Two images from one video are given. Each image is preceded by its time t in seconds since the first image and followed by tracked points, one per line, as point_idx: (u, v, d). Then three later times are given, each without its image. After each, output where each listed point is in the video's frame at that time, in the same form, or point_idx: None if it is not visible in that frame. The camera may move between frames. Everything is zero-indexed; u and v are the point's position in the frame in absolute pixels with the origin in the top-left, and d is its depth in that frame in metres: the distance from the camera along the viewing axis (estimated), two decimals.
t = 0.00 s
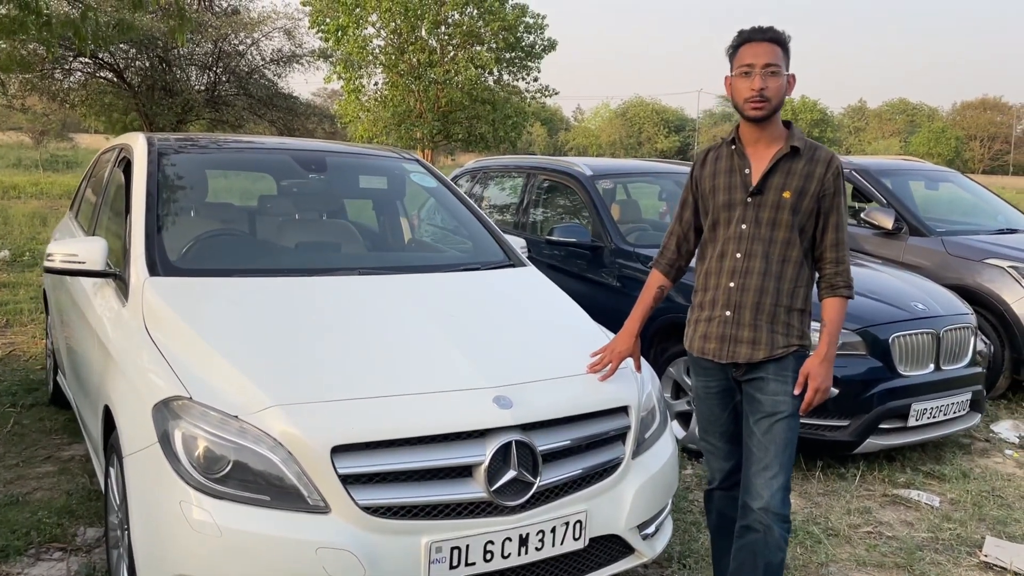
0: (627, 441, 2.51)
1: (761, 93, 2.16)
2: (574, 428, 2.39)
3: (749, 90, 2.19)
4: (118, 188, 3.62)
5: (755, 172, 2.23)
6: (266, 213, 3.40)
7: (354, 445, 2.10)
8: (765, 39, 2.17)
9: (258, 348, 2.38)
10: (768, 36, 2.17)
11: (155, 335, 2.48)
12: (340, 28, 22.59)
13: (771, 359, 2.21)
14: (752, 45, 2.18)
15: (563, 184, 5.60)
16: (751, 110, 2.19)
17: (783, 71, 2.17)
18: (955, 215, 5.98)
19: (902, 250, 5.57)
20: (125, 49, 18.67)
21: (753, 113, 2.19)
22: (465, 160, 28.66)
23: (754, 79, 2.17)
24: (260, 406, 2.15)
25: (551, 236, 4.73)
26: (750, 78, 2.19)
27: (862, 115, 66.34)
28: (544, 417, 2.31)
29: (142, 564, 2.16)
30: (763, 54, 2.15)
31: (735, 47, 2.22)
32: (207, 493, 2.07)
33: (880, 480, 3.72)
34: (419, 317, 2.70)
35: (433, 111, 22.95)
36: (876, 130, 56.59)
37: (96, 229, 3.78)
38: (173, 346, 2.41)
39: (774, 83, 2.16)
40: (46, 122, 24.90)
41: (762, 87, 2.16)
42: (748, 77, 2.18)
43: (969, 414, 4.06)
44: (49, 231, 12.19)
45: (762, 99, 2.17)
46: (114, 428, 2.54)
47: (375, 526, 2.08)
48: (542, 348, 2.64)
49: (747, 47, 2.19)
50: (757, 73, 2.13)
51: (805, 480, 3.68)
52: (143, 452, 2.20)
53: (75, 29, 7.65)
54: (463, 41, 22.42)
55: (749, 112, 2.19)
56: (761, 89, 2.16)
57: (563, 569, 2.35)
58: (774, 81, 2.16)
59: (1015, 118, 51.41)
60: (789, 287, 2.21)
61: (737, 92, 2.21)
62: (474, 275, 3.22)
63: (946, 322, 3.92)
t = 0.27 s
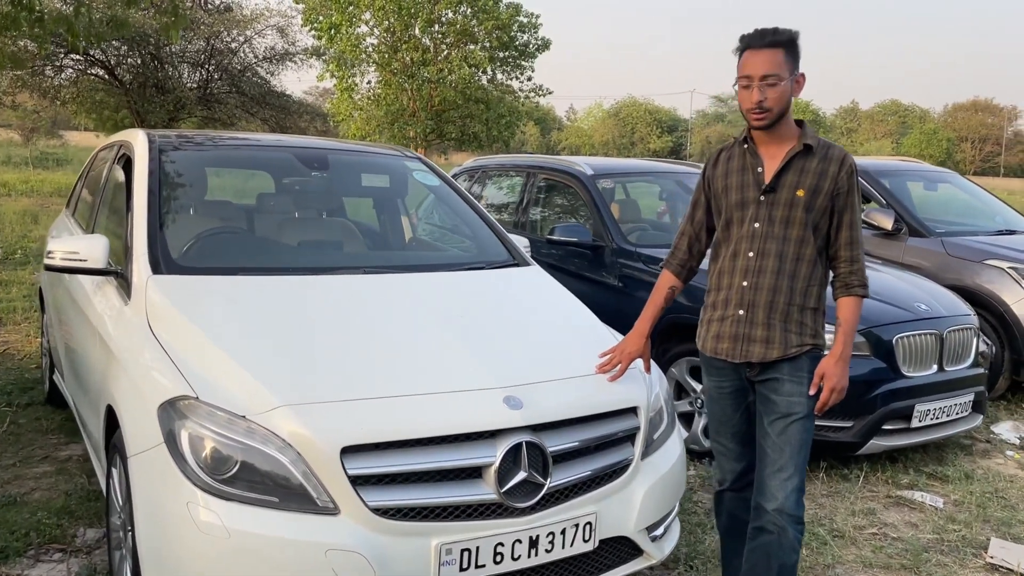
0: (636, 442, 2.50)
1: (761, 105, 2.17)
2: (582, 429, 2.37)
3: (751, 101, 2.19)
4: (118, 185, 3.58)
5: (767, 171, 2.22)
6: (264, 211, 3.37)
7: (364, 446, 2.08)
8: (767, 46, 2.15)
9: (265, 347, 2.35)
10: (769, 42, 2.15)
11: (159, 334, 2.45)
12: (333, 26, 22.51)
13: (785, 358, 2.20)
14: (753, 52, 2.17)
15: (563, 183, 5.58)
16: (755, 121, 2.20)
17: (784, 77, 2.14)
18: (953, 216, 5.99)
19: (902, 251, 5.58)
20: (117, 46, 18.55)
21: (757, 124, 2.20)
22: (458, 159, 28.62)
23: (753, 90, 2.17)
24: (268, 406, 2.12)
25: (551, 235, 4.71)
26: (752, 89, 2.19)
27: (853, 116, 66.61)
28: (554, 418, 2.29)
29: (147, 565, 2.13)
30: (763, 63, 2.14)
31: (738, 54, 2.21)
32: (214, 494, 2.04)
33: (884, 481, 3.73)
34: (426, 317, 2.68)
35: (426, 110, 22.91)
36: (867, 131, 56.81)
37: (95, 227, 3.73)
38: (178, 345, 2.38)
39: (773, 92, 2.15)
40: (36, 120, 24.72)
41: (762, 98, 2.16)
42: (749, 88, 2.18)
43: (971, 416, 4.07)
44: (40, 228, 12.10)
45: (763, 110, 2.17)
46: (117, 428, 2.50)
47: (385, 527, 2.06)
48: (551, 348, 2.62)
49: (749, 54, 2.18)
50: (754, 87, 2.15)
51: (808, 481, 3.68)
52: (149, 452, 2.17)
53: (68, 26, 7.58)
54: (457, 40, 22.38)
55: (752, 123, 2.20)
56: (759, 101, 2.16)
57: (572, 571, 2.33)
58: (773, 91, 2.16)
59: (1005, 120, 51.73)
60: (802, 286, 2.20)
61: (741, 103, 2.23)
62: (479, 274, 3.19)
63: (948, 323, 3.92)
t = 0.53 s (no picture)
0: (644, 440, 2.49)
1: (762, 110, 2.19)
2: (592, 427, 2.35)
3: (753, 106, 2.22)
4: (118, 180, 3.54)
5: (780, 170, 2.23)
6: (263, 207, 3.34)
7: (374, 443, 2.06)
8: (767, 51, 2.16)
9: (274, 344, 2.33)
10: (770, 46, 2.16)
11: (164, 330, 2.42)
12: (325, 23, 22.42)
13: (798, 357, 2.21)
14: (754, 57, 2.19)
15: (563, 181, 5.57)
16: (758, 125, 2.23)
17: (785, 82, 2.15)
18: (950, 216, 6.02)
19: (900, 250, 5.60)
20: (108, 42, 18.43)
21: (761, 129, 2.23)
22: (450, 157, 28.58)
23: (754, 96, 2.19)
24: (278, 403, 2.10)
25: (552, 232, 4.70)
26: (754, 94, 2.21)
27: (843, 116, 66.91)
28: (565, 415, 2.27)
29: (154, 564, 2.11)
30: (763, 68, 2.16)
31: (743, 57, 2.23)
32: (223, 492, 2.02)
33: (885, 480, 3.75)
34: (434, 314, 2.66)
35: (419, 108, 22.87)
36: (857, 131, 57.07)
37: (94, 222, 3.70)
38: (184, 341, 2.35)
39: (774, 98, 2.17)
40: (25, 116, 24.54)
41: (761, 104, 2.19)
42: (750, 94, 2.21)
43: (971, 415, 4.10)
44: (31, 225, 12.00)
45: (765, 115, 2.20)
46: (121, 425, 2.48)
47: (396, 526, 2.04)
48: (560, 345, 2.61)
49: (751, 58, 2.20)
50: (752, 94, 2.18)
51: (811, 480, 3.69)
52: (156, 450, 2.15)
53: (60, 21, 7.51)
54: (450, 38, 22.35)
55: (756, 128, 2.24)
56: (760, 107, 2.19)
57: (581, 570, 2.32)
58: (773, 96, 2.17)
59: (994, 121, 52.05)
60: (815, 285, 2.21)
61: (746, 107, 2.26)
62: (485, 271, 3.18)
63: (950, 322, 3.94)
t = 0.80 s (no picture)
0: (652, 438, 2.48)
1: (777, 109, 2.20)
2: (599, 425, 2.35)
3: (766, 105, 2.23)
4: (118, 176, 3.51)
5: (790, 169, 2.26)
6: (261, 203, 3.28)
7: (383, 441, 2.05)
8: (780, 49, 2.18)
9: (281, 340, 2.31)
10: (782, 44, 2.17)
11: (169, 326, 2.40)
12: (317, 20, 22.33)
13: (809, 357, 2.25)
14: (767, 56, 2.20)
15: (561, 178, 5.55)
16: (772, 125, 2.24)
17: (797, 80, 2.17)
18: (946, 215, 6.05)
19: (897, 249, 5.63)
20: (99, 38, 18.31)
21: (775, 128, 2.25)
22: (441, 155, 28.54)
23: (768, 95, 2.21)
24: (286, 400, 2.08)
25: (552, 230, 4.69)
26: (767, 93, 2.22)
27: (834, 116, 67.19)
28: (573, 413, 2.26)
29: (160, 561, 2.09)
30: (778, 66, 2.17)
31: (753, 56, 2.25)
32: (230, 490, 2.00)
33: (886, 478, 3.77)
34: (440, 311, 2.65)
35: (411, 105, 22.82)
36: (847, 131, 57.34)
37: (92, 218, 3.66)
38: (189, 338, 2.33)
39: (789, 96, 2.19)
40: (14, 112, 24.35)
41: (777, 103, 2.20)
42: (765, 93, 2.22)
43: (970, 412, 4.12)
44: (21, 221, 11.91)
45: (780, 114, 2.21)
46: (125, 422, 2.45)
47: (406, 524, 2.02)
48: (568, 342, 2.61)
49: (764, 57, 2.21)
50: (768, 93, 2.19)
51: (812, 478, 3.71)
52: (162, 447, 2.12)
53: (52, 16, 7.45)
54: (442, 36, 22.32)
55: (770, 127, 2.25)
56: (775, 106, 2.20)
57: (589, 568, 2.32)
58: (789, 94, 2.19)
59: (982, 121, 52.38)
60: (826, 285, 2.24)
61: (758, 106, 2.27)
62: (489, 269, 3.17)
63: (949, 320, 3.96)
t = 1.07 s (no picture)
0: (657, 438, 2.48)
1: (774, 114, 2.22)
2: (605, 424, 2.34)
3: (765, 109, 2.25)
4: (117, 173, 3.49)
5: (797, 171, 2.29)
6: (259, 201, 3.25)
7: (391, 440, 2.04)
8: (785, 53, 2.18)
9: (287, 339, 2.30)
10: (788, 48, 2.18)
11: (172, 325, 2.38)
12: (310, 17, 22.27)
13: (821, 360, 2.29)
14: (772, 57, 2.20)
15: (560, 177, 5.55)
16: (770, 128, 2.26)
17: (797, 86, 2.18)
18: (941, 215, 6.09)
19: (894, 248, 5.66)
20: (90, 33, 18.19)
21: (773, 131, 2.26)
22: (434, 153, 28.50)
23: (767, 99, 2.22)
24: (293, 400, 2.07)
25: (551, 229, 4.68)
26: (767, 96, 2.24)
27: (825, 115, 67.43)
28: (579, 412, 2.26)
29: (165, 561, 2.08)
30: (781, 70, 2.18)
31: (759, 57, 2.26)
32: (237, 489, 1.99)
33: (885, 477, 3.79)
34: (445, 310, 2.65)
35: (404, 103, 22.76)
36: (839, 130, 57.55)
37: (91, 215, 3.63)
38: (193, 336, 2.32)
39: (787, 102, 2.20)
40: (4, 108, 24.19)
41: (775, 107, 2.21)
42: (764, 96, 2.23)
43: (968, 411, 4.15)
44: (13, 217, 11.83)
45: (777, 119, 2.23)
46: (128, 421, 2.44)
47: (414, 524, 2.02)
48: (574, 341, 2.61)
49: (768, 58, 2.21)
50: (767, 96, 2.20)
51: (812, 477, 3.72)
52: (167, 446, 2.11)
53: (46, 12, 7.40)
54: (436, 33, 22.27)
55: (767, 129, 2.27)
56: (773, 110, 2.22)
57: (595, 568, 2.31)
58: (788, 100, 2.20)
59: (972, 121, 52.65)
60: (837, 288, 2.28)
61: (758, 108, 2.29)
62: (493, 267, 3.16)
63: (948, 320, 3.99)
